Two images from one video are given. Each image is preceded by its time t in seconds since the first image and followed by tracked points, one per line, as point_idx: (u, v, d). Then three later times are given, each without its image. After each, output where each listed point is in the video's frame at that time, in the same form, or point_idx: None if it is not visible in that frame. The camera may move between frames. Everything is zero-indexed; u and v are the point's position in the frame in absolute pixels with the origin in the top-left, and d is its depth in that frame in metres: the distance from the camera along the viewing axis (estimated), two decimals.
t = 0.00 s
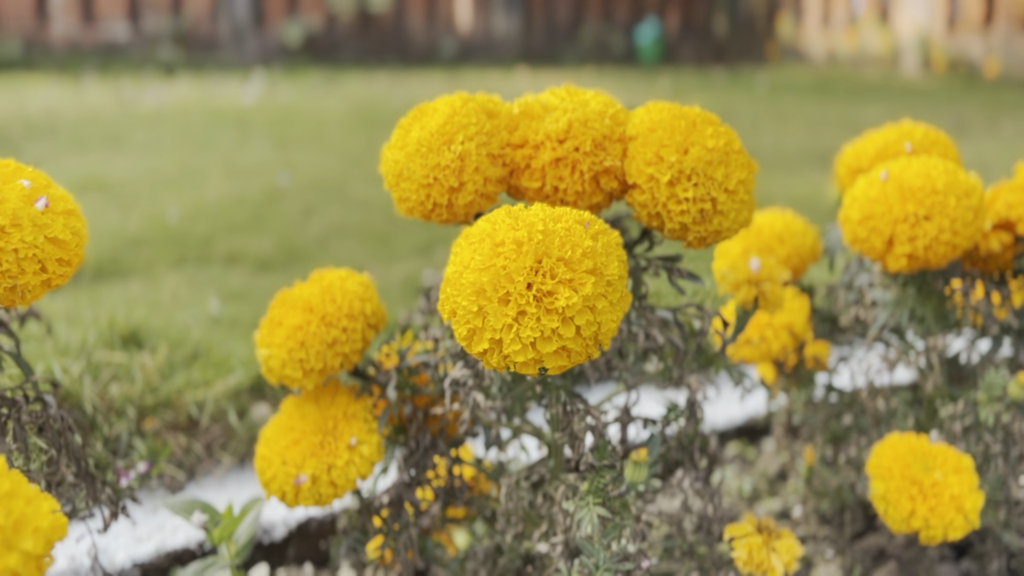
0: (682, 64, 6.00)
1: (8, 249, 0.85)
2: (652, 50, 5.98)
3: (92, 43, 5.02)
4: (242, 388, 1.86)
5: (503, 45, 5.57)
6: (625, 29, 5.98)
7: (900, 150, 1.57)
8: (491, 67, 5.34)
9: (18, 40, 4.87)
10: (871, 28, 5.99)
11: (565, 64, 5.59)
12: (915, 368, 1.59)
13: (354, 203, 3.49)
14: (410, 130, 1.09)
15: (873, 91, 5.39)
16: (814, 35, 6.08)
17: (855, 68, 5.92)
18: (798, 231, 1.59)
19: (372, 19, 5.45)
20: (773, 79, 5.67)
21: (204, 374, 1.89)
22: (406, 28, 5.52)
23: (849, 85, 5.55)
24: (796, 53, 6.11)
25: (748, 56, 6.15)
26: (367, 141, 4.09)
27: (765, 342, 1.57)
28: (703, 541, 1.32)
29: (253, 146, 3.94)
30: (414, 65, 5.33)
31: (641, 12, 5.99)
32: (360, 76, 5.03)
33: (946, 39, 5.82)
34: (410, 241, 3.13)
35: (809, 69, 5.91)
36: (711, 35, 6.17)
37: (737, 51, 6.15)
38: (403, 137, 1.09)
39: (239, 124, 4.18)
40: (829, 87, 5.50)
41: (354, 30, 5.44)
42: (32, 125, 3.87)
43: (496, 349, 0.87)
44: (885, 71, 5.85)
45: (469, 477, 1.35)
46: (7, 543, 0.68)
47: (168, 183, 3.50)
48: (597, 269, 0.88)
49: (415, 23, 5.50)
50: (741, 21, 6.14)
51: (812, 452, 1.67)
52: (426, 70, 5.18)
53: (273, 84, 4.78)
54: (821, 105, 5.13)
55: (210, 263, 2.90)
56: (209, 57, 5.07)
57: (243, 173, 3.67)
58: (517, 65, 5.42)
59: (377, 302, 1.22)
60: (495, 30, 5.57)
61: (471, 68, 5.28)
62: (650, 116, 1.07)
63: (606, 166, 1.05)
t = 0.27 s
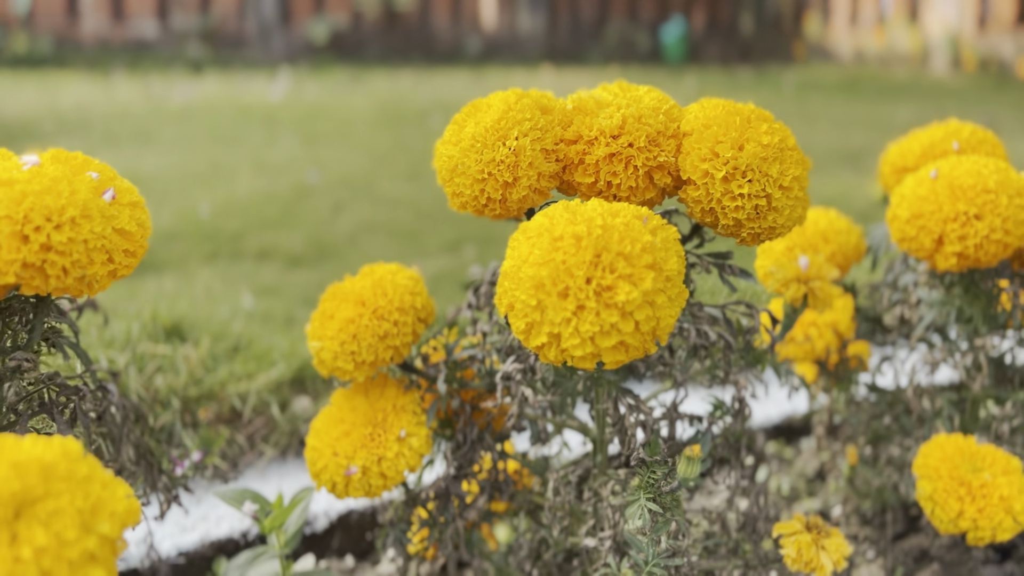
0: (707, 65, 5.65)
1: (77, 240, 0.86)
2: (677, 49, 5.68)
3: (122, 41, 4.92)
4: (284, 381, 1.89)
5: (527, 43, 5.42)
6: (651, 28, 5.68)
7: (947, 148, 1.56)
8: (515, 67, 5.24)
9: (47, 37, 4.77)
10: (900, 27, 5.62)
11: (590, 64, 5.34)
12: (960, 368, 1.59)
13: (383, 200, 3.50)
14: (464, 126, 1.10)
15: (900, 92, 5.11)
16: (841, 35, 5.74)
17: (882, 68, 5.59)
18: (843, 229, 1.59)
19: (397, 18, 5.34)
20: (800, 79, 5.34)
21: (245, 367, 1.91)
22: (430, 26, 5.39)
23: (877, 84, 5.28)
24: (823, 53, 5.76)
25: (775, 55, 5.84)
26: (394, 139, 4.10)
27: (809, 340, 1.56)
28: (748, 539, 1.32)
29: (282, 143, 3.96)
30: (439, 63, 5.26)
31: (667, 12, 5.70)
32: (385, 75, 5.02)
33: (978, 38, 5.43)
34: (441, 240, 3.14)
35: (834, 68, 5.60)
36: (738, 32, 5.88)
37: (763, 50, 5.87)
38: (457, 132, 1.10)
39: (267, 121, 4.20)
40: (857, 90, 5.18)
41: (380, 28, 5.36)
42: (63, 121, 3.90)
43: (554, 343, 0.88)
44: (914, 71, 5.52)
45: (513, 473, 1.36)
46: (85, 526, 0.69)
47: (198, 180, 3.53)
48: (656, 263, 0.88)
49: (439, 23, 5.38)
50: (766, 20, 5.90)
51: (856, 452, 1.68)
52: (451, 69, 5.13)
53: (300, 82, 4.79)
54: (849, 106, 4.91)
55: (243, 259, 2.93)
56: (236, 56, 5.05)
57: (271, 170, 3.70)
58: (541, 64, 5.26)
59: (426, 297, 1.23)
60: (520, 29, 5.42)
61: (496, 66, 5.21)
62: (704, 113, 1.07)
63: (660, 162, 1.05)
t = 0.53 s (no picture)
0: (734, 63, 5.41)
1: (147, 228, 0.88)
2: (704, 46, 5.43)
3: (151, 37, 4.98)
4: (326, 372, 1.90)
5: (553, 41, 5.34)
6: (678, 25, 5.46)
7: (997, 145, 1.53)
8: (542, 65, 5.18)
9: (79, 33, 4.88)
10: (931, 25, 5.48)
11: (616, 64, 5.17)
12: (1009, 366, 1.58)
13: (411, 196, 3.51)
14: (519, 119, 1.10)
15: (931, 92, 4.97)
16: (870, 31, 5.55)
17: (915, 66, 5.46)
18: (889, 227, 1.58)
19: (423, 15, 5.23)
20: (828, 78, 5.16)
21: (288, 359, 1.93)
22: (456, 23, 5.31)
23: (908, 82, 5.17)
24: (852, 51, 5.56)
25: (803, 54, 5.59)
26: (422, 136, 4.10)
27: (854, 337, 1.56)
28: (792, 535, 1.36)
29: (312, 139, 3.98)
30: (465, 60, 5.22)
31: (694, 9, 5.45)
32: (412, 71, 5.00)
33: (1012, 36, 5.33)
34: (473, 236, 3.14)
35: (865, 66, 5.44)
36: (766, 31, 5.59)
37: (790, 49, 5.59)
38: (513, 126, 1.11)
39: (296, 117, 4.23)
40: (886, 88, 5.04)
41: (405, 24, 5.25)
42: (95, 116, 3.94)
43: (614, 336, 0.88)
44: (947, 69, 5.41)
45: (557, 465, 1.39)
46: (163, 506, 0.71)
47: (231, 174, 3.56)
48: (718, 256, 0.88)
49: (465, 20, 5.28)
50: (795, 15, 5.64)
51: (900, 450, 1.70)
52: (477, 66, 5.10)
53: (327, 79, 4.80)
54: (879, 104, 4.75)
55: (276, 253, 2.96)
56: (264, 52, 5.06)
57: (301, 166, 3.72)
58: (567, 63, 5.18)
59: (476, 289, 1.24)
60: (547, 26, 5.33)
61: (523, 64, 5.15)
62: (760, 107, 1.07)
63: (716, 156, 1.05)
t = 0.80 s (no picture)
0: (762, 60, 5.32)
1: (207, 214, 0.89)
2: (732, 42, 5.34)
3: (181, 30, 5.24)
4: (365, 361, 1.92)
5: (579, 37, 5.35)
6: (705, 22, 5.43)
7: None
8: (567, 59, 5.17)
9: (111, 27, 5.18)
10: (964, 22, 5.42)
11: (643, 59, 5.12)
12: None
13: (439, 190, 3.53)
14: (570, 109, 1.10)
15: (964, 87, 4.87)
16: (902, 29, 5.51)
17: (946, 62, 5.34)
18: (934, 222, 1.56)
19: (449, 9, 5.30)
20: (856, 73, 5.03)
21: (327, 349, 1.95)
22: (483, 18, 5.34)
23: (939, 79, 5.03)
24: (880, 47, 5.51)
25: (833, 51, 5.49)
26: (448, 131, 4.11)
27: (897, 333, 1.55)
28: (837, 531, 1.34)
29: (340, 133, 4.01)
30: (491, 56, 5.23)
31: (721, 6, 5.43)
32: (438, 66, 5.01)
33: None
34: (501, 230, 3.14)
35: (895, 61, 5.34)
36: (794, 27, 5.52)
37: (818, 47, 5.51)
38: (563, 115, 1.11)
39: (324, 111, 4.26)
40: (917, 83, 4.92)
41: (432, 20, 5.32)
42: (126, 109, 3.99)
43: (669, 326, 0.88)
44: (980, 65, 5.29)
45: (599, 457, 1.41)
46: (229, 488, 0.72)
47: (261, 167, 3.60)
48: (775, 246, 0.88)
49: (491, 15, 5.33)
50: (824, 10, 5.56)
51: (942, 447, 1.67)
52: (503, 62, 5.10)
53: (354, 74, 4.82)
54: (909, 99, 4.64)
55: (307, 245, 2.99)
56: (291, 46, 5.17)
57: (331, 159, 3.75)
58: (594, 58, 5.16)
59: (522, 279, 1.24)
60: (573, 22, 5.35)
61: (548, 60, 5.14)
62: (813, 98, 1.07)
63: (769, 147, 1.05)
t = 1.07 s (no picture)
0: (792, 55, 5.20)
1: (264, 197, 0.90)
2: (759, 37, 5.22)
3: (209, 24, 5.27)
4: (403, 350, 1.92)
5: (605, 31, 5.31)
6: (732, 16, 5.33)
7: None
8: (592, 53, 5.13)
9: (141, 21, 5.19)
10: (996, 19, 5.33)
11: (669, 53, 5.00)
12: None
13: (466, 183, 3.53)
14: (622, 95, 1.10)
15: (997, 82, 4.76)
16: (932, 25, 5.37)
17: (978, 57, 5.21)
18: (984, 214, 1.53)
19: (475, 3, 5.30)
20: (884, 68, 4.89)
21: (365, 337, 1.95)
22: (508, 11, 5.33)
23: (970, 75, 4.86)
24: (912, 43, 5.33)
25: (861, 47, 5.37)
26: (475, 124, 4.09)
27: (944, 327, 1.53)
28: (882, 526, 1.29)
29: (367, 126, 4.01)
30: (516, 50, 5.21)
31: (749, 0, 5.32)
32: (463, 60, 4.99)
33: None
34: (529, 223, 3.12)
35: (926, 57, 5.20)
36: (823, 23, 5.42)
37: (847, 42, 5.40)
38: (615, 101, 1.10)
39: (351, 104, 4.27)
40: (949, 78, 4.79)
41: (459, 13, 5.31)
42: (157, 101, 4.03)
43: (727, 313, 0.87)
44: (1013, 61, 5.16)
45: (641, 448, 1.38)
46: (291, 467, 0.76)
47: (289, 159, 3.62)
48: (836, 233, 0.87)
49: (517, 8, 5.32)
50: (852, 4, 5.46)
51: (989, 443, 1.62)
52: (529, 56, 5.07)
53: (381, 67, 4.82)
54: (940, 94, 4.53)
55: (337, 237, 3.00)
56: (318, 40, 5.21)
57: (359, 152, 3.76)
58: (620, 53, 5.10)
59: (568, 267, 1.23)
60: (599, 16, 5.31)
61: (574, 54, 5.10)
62: (870, 85, 1.05)
63: (825, 134, 1.04)
